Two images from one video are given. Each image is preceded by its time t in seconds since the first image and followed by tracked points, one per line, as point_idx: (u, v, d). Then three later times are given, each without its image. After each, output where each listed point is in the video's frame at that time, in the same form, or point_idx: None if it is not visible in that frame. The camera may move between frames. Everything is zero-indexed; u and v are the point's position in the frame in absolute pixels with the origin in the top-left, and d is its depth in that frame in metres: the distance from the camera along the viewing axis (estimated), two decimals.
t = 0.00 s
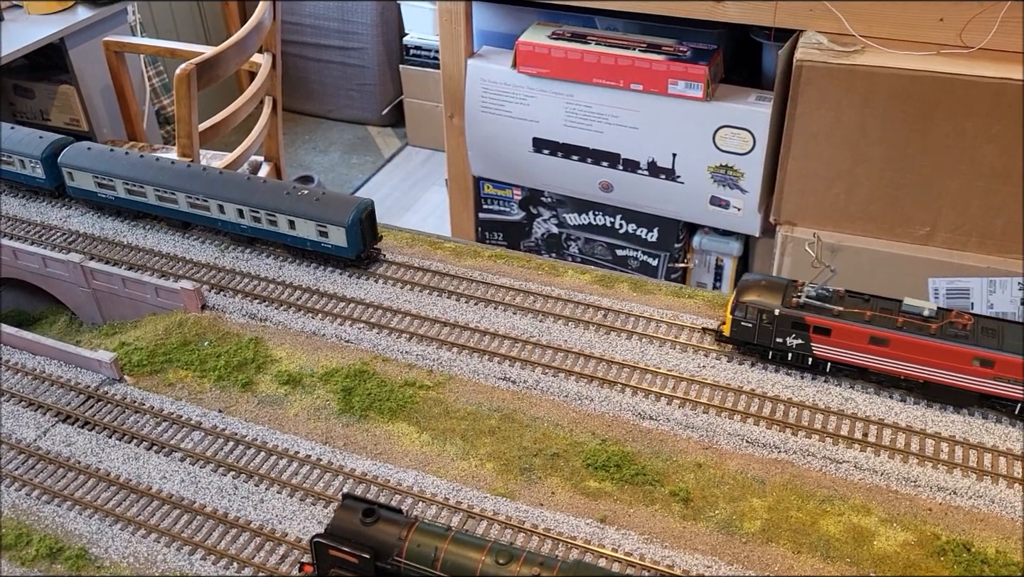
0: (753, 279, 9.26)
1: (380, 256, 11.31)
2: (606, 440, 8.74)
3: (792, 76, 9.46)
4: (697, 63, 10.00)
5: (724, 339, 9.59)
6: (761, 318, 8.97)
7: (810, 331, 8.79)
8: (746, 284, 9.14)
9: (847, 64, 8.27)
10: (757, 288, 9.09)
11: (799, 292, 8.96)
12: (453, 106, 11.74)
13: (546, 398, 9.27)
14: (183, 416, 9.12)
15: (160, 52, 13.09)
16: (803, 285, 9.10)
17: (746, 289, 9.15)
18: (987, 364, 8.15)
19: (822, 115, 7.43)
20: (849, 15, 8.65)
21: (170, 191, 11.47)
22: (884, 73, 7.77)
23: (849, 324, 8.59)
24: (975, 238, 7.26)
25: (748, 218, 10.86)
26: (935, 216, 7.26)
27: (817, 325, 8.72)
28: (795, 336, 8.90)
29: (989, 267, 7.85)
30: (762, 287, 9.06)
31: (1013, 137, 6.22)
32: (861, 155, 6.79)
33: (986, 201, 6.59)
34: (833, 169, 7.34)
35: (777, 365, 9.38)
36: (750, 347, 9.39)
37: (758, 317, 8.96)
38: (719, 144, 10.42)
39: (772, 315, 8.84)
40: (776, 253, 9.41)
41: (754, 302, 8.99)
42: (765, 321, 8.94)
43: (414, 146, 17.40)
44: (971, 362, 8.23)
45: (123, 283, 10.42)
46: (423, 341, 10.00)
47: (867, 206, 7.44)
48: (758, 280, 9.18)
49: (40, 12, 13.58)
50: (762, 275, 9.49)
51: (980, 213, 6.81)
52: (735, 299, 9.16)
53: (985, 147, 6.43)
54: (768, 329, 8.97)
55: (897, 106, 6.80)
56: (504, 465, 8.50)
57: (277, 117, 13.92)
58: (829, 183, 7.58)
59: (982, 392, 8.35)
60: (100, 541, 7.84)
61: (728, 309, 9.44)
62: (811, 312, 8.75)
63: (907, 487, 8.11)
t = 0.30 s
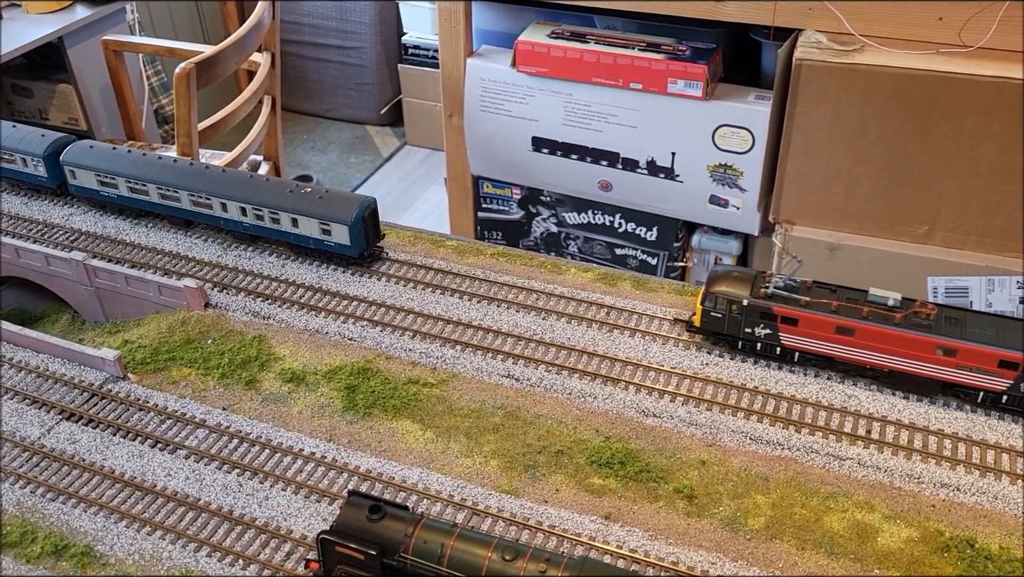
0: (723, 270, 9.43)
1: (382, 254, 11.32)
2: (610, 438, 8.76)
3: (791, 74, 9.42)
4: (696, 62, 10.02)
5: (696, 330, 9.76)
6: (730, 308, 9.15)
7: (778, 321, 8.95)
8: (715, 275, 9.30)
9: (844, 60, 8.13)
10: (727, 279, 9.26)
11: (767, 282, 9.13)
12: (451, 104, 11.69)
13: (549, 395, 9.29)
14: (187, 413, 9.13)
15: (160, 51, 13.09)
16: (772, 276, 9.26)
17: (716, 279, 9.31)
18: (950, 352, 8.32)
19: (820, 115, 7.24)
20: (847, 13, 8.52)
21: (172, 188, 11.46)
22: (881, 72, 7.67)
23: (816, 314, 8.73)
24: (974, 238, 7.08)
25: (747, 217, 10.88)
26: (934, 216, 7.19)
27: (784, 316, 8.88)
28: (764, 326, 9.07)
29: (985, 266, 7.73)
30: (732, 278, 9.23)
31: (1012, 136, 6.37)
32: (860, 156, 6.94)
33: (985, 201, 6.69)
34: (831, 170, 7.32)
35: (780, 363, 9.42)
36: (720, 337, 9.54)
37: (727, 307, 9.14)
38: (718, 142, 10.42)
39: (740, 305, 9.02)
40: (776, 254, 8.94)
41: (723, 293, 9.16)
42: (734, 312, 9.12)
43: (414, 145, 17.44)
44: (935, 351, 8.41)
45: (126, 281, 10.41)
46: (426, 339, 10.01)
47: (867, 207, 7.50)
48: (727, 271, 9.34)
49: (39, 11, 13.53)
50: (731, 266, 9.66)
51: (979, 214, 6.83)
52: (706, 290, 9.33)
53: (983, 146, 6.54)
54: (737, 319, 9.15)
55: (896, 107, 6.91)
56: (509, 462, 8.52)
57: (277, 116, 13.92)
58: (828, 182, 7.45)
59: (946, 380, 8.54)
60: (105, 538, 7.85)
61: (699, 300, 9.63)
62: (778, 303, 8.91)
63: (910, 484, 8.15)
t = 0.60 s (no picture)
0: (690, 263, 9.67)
1: (383, 252, 11.32)
2: (611, 436, 8.76)
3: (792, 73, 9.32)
4: (695, 61, 9.98)
5: (665, 322, 9.94)
6: (697, 300, 9.35)
7: (743, 313, 9.17)
8: (683, 267, 9.52)
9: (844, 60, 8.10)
10: (694, 271, 9.48)
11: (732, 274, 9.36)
12: (449, 102, 11.59)
13: (550, 394, 9.29)
14: (188, 411, 9.12)
15: (159, 49, 13.07)
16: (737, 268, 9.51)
17: (684, 271, 9.51)
18: (910, 343, 8.55)
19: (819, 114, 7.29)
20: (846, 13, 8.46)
21: (172, 186, 11.44)
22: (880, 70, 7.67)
23: (779, 305, 8.97)
24: (973, 237, 7.11)
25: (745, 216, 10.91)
26: (934, 217, 7.20)
27: (749, 307, 9.09)
28: (730, 317, 9.27)
29: (985, 265, 7.65)
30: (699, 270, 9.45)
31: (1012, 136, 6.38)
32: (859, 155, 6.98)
33: (985, 200, 6.70)
34: (831, 169, 7.36)
35: (780, 361, 9.43)
36: (689, 328, 9.73)
37: (694, 299, 9.34)
38: (717, 142, 10.42)
39: (706, 297, 9.21)
40: (774, 252, 8.82)
41: (691, 285, 9.36)
42: (701, 303, 9.32)
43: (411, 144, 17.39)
44: (895, 342, 8.64)
45: (126, 279, 10.41)
46: (426, 337, 10.01)
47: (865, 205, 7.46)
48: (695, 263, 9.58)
49: (38, 10, 13.55)
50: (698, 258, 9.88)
51: (978, 214, 6.86)
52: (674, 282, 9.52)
53: (983, 146, 6.53)
54: (704, 311, 9.34)
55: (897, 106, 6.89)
56: (510, 461, 8.52)
57: (275, 115, 13.89)
58: (828, 181, 7.49)
59: (906, 370, 8.76)
60: (105, 536, 7.84)
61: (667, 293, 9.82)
62: (743, 294, 9.13)
63: (911, 482, 8.16)
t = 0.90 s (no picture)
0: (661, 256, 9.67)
1: (385, 252, 11.33)
2: (614, 436, 8.77)
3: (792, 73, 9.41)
4: (696, 62, 10.01)
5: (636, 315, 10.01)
6: (667, 293, 9.38)
7: (712, 306, 9.19)
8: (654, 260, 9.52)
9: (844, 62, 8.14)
10: (664, 264, 9.50)
11: (702, 268, 9.38)
12: (450, 103, 11.65)
13: (553, 393, 9.30)
14: (191, 410, 9.13)
15: (160, 49, 13.08)
16: (707, 261, 9.53)
17: (655, 265, 9.56)
18: (874, 335, 8.60)
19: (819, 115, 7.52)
20: (846, 13, 8.49)
21: (175, 186, 11.46)
22: (879, 71, 7.71)
23: (748, 299, 8.99)
24: (973, 237, 7.15)
25: (745, 216, 10.80)
26: (934, 218, 7.26)
27: (718, 300, 9.12)
28: (700, 310, 9.31)
29: (986, 266, 7.92)
30: (669, 263, 9.46)
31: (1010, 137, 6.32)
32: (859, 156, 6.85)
33: (984, 201, 6.61)
34: (832, 170, 7.51)
35: (783, 361, 9.45)
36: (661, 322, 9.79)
37: (664, 292, 9.37)
38: (718, 142, 10.42)
39: (677, 291, 9.26)
40: (775, 252, 9.18)
41: (661, 278, 9.39)
42: (671, 296, 9.35)
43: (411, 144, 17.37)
44: (860, 334, 8.68)
45: (129, 278, 10.41)
46: (429, 337, 10.02)
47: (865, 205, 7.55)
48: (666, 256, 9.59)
49: (39, 9, 13.56)
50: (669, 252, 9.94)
51: (978, 215, 6.87)
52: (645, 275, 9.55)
53: (983, 146, 6.52)
54: (674, 304, 9.40)
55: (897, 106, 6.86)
56: (513, 460, 8.53)
57: (276, 115, 13.89)
58: (830, 182, 7.73)
59: (871, 362, 8.82)
60: (109, 535, 7.85)
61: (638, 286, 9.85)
62: (712, 288, 9.15)
63: (913, 482, 8.18)
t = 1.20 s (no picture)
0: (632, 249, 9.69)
1: (385, 251, 11.33)
2: (614, 436, 8.77)
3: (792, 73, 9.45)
4: (696, 61, 10.00)
5: (608, 309, 10.09)
6: (637, 287, 9.41)
7: (680, 299, 9.20)
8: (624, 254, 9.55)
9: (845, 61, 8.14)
10: (633, 258, 9.53)
11: (670, 261, 9.40)
12: (450, 102, 11.63)
13: (553, 393, 9.30)
14: (191, 410, 9.12)
15: (159, 48, 13.06)
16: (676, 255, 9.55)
17: (625, 259, 9.55)
18: (838, 328, 8.55)
19: (819, 115, 8.00)
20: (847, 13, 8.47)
21: (174, 185, 11.45)
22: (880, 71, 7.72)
23: (713, 292, 8.99)
24: (972, 237, 7.32)
25: (745, 216, 10.81)
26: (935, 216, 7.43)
27: (685, 293, 9.14)
28: (668, 304, 9.32)
29: (985, 266, 8.05)
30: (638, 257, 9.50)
31: (1005, 136, 6.41)
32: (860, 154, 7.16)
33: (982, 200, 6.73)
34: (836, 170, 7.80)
35: (783, 361, 9.45)
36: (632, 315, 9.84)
37: (633, 286, 9.41)
38: (717, 142, 10.43)
39: (646, 284, 9.26)
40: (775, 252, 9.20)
41: (631, 272, 9.42)
42: (640, 290, 9.38)
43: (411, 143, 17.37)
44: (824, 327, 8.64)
45: (129, 278, 10.41)
46: (428, 337, 10.02)
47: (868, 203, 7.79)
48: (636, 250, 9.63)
49: (37, 9, 13.57)
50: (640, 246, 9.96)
51: (978, 213, 6.96)
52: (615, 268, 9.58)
53: (983, 147, 6.60)
54: (643, 298, 9.41)
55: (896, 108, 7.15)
56: (513, 460, 8.53)
57: (276, 114, 13.88)
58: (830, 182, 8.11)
59: (838, 355, 8.76)
60: (109, 534, 7.85)
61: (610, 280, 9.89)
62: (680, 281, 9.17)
63: (913, 482, 8.18)
